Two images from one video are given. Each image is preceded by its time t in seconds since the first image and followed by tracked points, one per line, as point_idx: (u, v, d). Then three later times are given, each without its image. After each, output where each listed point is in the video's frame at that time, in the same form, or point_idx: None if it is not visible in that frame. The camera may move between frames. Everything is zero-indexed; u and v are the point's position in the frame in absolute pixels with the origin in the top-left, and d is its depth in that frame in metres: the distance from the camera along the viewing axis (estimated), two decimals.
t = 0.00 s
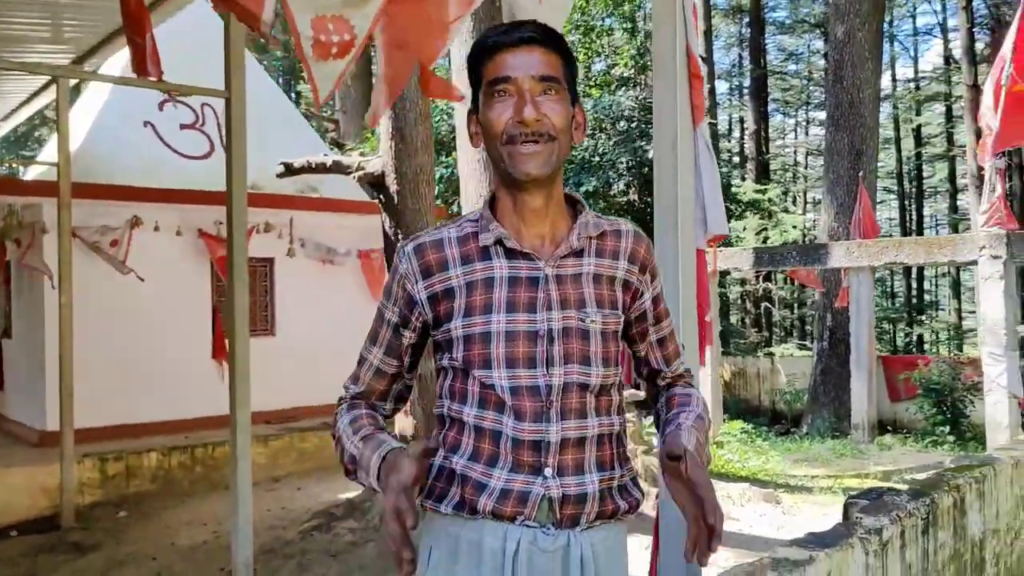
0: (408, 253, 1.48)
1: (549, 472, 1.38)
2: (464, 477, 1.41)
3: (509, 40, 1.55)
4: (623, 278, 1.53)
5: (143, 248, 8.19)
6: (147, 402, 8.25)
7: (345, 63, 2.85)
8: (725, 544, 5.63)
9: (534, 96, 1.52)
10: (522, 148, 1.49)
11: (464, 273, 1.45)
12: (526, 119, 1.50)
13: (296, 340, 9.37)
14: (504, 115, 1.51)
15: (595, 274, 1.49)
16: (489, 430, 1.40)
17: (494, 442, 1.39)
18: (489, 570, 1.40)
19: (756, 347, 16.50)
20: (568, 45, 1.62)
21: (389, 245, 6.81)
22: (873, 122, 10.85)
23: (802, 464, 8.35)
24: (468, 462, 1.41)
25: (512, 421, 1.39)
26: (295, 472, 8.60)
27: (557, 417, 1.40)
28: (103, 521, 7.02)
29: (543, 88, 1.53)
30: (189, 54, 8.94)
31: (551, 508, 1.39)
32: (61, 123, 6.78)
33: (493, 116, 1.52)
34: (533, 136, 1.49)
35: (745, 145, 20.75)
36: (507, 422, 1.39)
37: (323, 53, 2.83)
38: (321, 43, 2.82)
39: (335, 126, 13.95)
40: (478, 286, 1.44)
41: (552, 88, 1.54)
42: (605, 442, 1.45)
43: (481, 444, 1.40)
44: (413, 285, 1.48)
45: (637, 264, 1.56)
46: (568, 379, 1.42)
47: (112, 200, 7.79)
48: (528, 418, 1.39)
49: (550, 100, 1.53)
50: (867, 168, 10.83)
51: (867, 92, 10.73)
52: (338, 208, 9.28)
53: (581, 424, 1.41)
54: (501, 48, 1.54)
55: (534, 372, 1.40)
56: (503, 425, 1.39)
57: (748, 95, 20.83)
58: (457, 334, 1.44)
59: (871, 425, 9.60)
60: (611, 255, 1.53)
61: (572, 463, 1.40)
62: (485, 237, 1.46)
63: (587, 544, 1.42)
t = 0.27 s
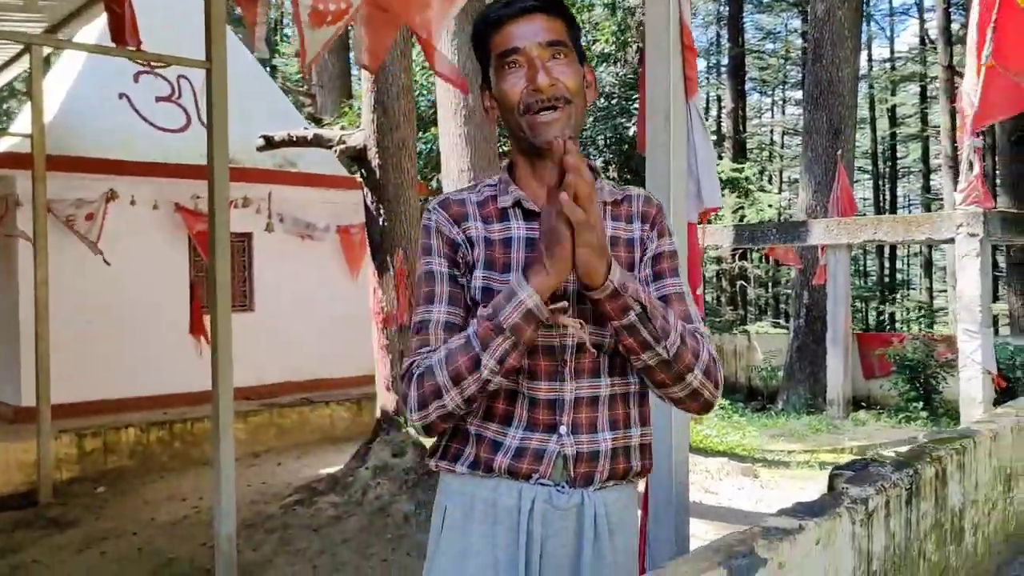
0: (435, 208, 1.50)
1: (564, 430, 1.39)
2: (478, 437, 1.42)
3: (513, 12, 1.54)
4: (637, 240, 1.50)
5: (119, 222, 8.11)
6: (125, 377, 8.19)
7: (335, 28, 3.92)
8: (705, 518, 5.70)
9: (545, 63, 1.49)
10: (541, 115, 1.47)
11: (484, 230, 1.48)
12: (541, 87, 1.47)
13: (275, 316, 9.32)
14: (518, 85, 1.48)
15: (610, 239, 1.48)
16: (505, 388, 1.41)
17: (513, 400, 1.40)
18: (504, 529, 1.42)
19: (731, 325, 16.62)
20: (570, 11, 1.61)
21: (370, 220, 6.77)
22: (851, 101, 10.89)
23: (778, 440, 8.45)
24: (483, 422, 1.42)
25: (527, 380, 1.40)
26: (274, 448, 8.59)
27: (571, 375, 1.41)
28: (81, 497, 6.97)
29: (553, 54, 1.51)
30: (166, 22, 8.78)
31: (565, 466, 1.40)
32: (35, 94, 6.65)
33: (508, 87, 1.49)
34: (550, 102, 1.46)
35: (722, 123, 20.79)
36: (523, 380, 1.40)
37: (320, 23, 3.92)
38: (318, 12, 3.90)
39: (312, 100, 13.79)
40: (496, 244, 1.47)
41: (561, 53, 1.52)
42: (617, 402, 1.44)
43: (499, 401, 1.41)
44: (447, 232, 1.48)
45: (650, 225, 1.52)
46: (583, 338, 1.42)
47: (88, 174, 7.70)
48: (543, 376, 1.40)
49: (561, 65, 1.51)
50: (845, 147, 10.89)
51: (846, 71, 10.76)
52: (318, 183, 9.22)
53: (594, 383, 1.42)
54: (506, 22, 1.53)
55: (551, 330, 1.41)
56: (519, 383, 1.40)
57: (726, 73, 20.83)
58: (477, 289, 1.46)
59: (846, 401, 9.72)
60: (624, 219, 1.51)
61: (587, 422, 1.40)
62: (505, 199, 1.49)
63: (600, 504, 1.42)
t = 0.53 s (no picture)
0: (445, 191, 1.48)
1: (577, 409, 1.38)
2: (492, 416, 1.41)
3: None
4: (645, 219, 1.49)
5: (110, 206, 8.03)
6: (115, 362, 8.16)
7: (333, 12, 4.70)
8: (698, 502, 5.73)
9: (550, 44, 1.48)
10: (548, 95, 1.47)
11: (494, 212, 1.47)
12: (546, 67, 1.46)
13: (267, 301, 9.28)
14: (523, 67, 1.48)
15: (621, 218, 1.48)
16: (517, 368, 1.40)
17: (526, 381, 1.40)
18: (516, 507, 1.41)
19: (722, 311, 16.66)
20: None
21: (364, 205, 6.74)
22: (844, 87, 10.88)
23: (769, 425, 8.49)
24: (496, 402, 1.41)
25: (539, 359, 1.39)
26: (266, 433, 8.58)
27: (583, 354, 1.40)
28: (72, 483, 6.95)
29: (557, 33, 1.50)
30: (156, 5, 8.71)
31: (579, 445, 1.39)
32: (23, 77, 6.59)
33: (514, 70, 1.48)
34: (556, 81, 1.46)
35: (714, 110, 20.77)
36: (535, 360, 1.39)
37: (317, 5, 4.62)
38: None
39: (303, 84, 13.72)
40: (507, 225, 1.46)
41: (565, 34, 1.51)
42: (626, 381, 1.43)
43: (510, 381, 1.40)
44: (458, 215, 1.47)
45: (659, 202, 1.51)
46: (594, 318, 1.41)
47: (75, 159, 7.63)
48: (556, 355, 1.40)
49: (566, 45, 1.49)
50: (837, 134, 10.90)
51: (838, 58, 10.75)
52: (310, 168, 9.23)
53: (605, 361, 1.41)
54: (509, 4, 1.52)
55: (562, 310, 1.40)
56: (532, 364, 1.40)
57: (717, 60, 20.80)
58: (487, 270, 1.45)
59: (837, 387, 9.77)
60: (633, 198, 1.50)
61: (600, 400, 1.40)
62: (514, 180, 1.48)
63: (612, 483, 1.41)
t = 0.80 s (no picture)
0: (437, 184, 1.49)
1: (569, 391, 1.38)
2: (487, 398, 1.43)
3: None
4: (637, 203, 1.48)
5: (98, 195, 7.98)
6: (104, 352, 8.13)
7: None
8: (689, 488, 5.77)
9: (519, 60, 1.38)
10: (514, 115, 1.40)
11: (484, 203, 1.46)
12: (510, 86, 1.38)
13: (257, 289, 9.26)
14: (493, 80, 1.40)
15: (611, 203, 1.47)
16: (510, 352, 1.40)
17: (519, 367, 1.41)
18: (508, 487, 1.41)
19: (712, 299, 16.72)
20: None
21: (354, 194, 6.73)
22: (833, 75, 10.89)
23: (759, 412, 8.54)
24: (491, 385, 1.43)
25: (532, 342, 1.40)
26: (257, 423, 8.58)
27: (575, 338, 1.40)
28: (63, 473, 6.94)
29: (531, 46, 1.39)
30: None
31: (571, 427, 1.39)
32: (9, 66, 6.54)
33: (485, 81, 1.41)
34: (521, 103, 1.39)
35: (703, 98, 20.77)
36: (528, 344, 1.40)
37: None
38: None
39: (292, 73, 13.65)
40: (497, 214, 1.45)
41: (542, 47, 1.39)
42: (621, 365, 1.42)
43: (506, 367, 1.41)
44: (448, 209, 1.47)
45: (652, 186, 1.50)
46: (585, 302, 1.41)
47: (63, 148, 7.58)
48: (547, 339, 1.40)
49: (538, 61, 1.39)
50: (826, 122, 10.92)
51: (828, 46, 10.76)
52: (298, 156, 9.20)
53: (598, 344, 1.40)
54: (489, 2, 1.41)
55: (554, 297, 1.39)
56: (526, 348, 1.40)
57: (707, 48, 20.78)
58: (477, 259, 1.45)
59: (826, 373, 9.83)
60: (624, 181, 1.49)
61: (591, 386, 1.39)
62: (503, 170, 1.46)
63: (605, 465, 1.40)
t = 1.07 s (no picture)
0: (403, 186, 1.48)
1: (538, 402, 1.35)
2: (456, 408, 1.41)
3: None
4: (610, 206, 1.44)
5: (88, 194, 7.93)
6: (96, 350, 8.09)
7: None
8: (683, 485, 5.76)
9: (487, 57, 1.34)
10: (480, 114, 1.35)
11: (450, 206, 1.44)
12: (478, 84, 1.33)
13: (251, 287, 9.23)
14: (460, 77, 1.35)
15: (583, 205, 1.43)
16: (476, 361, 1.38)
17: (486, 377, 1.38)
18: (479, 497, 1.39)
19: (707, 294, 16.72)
20: None
21: (346, 191, 6.69)
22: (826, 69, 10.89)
23: (753, 407, 8.55)
24: (459, 395, 1.41)
25: (499, 352, 1.37)
26: (251, 421, 8.56)
27: (544, 348, 1.37)
28: (55, 473, 6.91)
29: (501, 41, 1.34)
30: None
31: (541, 437, 1.36)
32: None
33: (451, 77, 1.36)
34: (488, 102, 1.34)
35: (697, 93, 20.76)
36: (496, 353, 1.38)
37: None
38: None
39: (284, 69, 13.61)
40: (463, 220, 1.43)
41: (511, 43, 1.34)
42: (594, 374, 1.39)
43: (474, 377, 1.39)
44: (414, 212, 1.46)
45: (626, 187, 1.46)
46: (554, 310, 1.38)
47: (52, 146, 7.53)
48: (514, 349, 1.37)
49: (508, 57, 1.34)
50: (819, 116, 10.92)
51: (821, 40, 10.75)
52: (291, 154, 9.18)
53: (568, 354, 1.38)
54: None
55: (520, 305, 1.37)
56: (493, 357, 1.38)
57: (700, 42, 20.77)
58: (442, 267, 1.43)
59: (820, 368, 9.83)
60: (597, 182, 1.45)
61: (560, 397, 1.36)
62: (470, 170, 1.44)
63: (578, 476, 1.37)
